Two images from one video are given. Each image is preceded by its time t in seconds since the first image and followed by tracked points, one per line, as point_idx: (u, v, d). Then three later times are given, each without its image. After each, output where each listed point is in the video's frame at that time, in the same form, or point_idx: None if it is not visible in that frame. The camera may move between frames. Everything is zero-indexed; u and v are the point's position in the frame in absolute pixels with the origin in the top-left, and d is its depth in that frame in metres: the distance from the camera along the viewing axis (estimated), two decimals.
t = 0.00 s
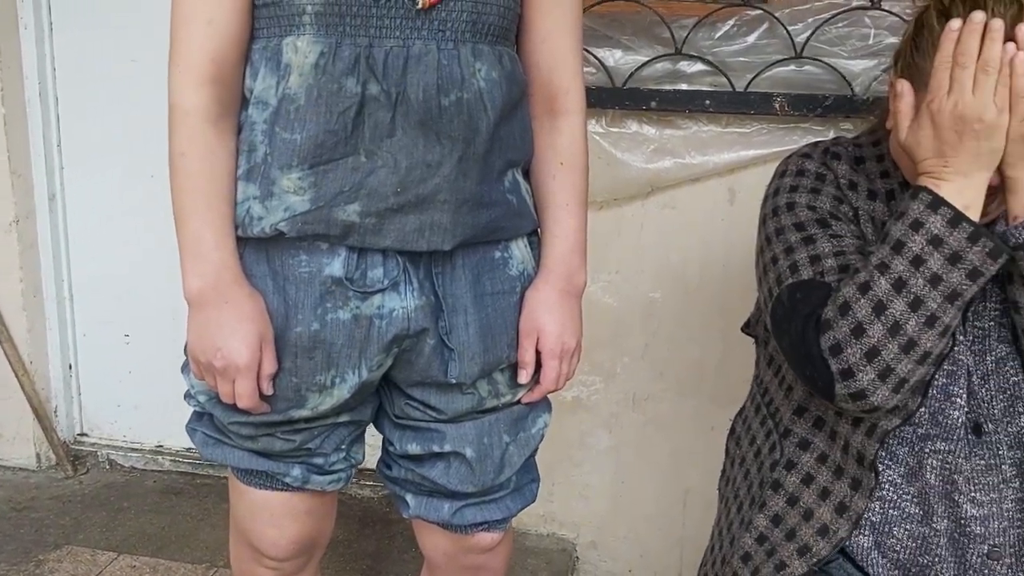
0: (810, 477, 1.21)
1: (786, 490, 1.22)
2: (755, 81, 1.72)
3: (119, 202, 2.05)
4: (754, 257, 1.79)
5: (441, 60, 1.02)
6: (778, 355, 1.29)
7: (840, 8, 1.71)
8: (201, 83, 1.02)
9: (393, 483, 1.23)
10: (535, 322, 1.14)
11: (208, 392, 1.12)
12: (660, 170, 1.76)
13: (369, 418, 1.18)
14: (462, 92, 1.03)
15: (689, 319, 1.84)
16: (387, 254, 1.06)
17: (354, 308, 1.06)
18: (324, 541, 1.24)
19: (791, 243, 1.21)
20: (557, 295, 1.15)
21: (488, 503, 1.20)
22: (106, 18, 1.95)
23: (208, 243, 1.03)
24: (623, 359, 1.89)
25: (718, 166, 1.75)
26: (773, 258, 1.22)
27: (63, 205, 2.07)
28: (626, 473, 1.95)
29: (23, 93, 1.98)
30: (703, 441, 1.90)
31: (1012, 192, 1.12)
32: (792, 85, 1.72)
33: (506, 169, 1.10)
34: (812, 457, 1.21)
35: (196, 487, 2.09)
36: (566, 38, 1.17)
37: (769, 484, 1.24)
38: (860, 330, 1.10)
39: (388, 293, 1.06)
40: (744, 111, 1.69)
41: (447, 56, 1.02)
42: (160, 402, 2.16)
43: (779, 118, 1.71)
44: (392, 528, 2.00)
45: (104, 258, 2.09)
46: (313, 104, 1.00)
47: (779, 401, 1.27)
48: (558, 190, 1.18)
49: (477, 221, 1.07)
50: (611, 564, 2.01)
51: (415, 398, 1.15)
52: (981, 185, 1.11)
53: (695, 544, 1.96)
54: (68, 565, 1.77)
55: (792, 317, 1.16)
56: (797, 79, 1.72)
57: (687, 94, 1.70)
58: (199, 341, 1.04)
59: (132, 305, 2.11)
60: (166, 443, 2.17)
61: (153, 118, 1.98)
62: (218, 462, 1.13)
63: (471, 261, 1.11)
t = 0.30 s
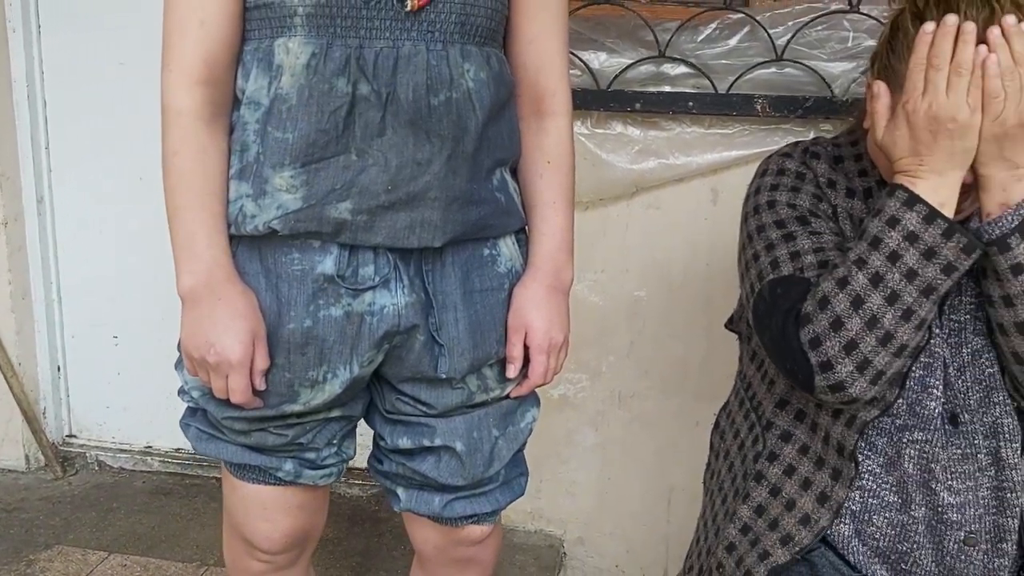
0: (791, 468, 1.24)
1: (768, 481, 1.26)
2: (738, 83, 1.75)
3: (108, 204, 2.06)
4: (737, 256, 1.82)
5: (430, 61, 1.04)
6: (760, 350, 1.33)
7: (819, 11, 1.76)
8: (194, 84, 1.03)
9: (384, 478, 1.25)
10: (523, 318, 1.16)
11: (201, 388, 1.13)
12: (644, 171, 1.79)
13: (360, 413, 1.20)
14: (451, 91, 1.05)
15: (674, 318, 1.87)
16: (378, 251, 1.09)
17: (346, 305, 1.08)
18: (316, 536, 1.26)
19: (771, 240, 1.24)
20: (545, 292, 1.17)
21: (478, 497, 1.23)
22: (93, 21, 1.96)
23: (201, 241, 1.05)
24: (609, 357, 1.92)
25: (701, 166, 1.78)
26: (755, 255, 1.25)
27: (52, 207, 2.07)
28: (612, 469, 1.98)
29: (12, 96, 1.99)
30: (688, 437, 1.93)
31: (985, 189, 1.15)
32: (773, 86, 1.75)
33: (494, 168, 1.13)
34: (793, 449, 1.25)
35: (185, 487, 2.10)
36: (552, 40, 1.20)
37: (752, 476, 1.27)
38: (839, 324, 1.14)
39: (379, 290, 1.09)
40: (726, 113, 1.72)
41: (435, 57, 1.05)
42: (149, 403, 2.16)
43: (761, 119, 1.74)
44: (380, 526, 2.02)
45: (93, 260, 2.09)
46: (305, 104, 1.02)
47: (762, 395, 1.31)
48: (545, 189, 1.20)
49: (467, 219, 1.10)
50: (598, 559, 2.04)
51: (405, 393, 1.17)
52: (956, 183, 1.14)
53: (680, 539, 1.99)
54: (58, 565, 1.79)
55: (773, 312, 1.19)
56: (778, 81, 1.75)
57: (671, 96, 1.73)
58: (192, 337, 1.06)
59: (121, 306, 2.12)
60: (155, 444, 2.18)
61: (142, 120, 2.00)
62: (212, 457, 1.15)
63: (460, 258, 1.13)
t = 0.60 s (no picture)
0: (785, 448, 1.29)
1: (763, 462, 1.30)
2: (730, 79, 1.80)
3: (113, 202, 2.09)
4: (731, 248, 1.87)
5: (437, 56, 1.09)
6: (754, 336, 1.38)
7: (809, 9, 1.80)
8: (209, 80, 1.07)
9: (393, 462, 1.30)
10: (527, 306, 1.20)
11: (216, 373, 1.17)
12: (640, 165, 1.84)
13: (369, 399, 1.24)
14: (457, 86, 1.09)
15: (670, 309, 1.92)
16: (387, 241, 1.13)
17: (357, 292, 1.12)
18: (326, 519, 1.30)
19: (764, 228, 1.29)
20: (547, 280, 1.22)
21: (483, 479, 1.27)
22: (98, 23, 2.00)
23: (217, 231, 1.09)
24: (607, 348, 1.96)
25: (695, 161, 1.83)
26: (749, 243, 1.30)
27: (58, 206, 2.11)
28: (611, 458, 2.02)
29: (18, 97, 2.02)
30: (684, 426, 1.98)
31: (969, 177, 1.20)
32: (765, 82, 1.80)
33: (498, 161, 1.17)
34: (787, 430, 1.30)
35: (191, 481, 2.14)
36: (553, 37, 1.24)
37: (748, 457, 1.32)
38: (829, 307, 1.18)
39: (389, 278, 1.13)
40: (719, 108, 1.77)
41: (442, 52, 1.09)
42: (155, 399, 2.20)
43: (753, 114, 1.79)
44: (383, 517, 2.06)
45: (98, 258, 2.13)
46: (317, 98, 1.06)
47: (757, 379, 1.36)
48: (548, 181, 1.25)
49: (473, 209, 1.14)
50: (597, 547, 2.08)
51: (414, 379, 1.21)
52: (941, 172, 1.19)
53: (677, 526, 2.04)
54: (68, 557, 1.82)
55: (766, 297, 1.24)
56: (769, 77, 1.80)
57: (665, 92, 1.77)
58: (209, 324, 1.10)
59: (126, 304, 2.15)
60: (161, 438, 2.22)
61: (146, 120, 2.03)
62: (227, 441, 1.19)
63: (466, 248, 1.18)
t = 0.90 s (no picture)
0: (770, 436, 1.34)
1: (749, 449, 1.35)
2: (715, 79, 1.84)
3: (109, 203, 2.11)
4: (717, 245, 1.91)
5: (433, 59, 1.12)
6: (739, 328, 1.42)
7: (792, 11, 1.86)
8: (211, 82, 1.11)
9: (390, 453, 1.33)
10: (520, 301, 1.24)
11: (218, 367, 1.20)
12: (628, 164, 1.88)
13: (367, 392, 1.28)
14: (452, 87, 1.13)
15: (659, 304, 1.96)
16: (385, 237, 1.16)
17: (355, 287, 1.16)
18: (325, 509, 1.33)
19: (748, 223, 1.33)
20: (540, 275, 1.25)
21: (478, 470, 1.30)
22: (94, 27, 2.02)
23: (220, 228, 1.12)
24: (597, 344, 2.00)
25: (681, 159, 1.87)
26: (734, 237, 1.35)
27: (54, 208, 2.13)
28: (601, 451, 2.06)
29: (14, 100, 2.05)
30: (673, 419, 2.02)
31: (946, 173, 1.24)
32: (749, 82, 1.83)
33: (492, 160, 1.20)
34: (772, 417, 1.34)
35: (187, 478, 2.16)
36: (546, 40, 1.28)
37: (734, 445, 1.37)
38: (810, 297, 1.23)
39: (387, 273, 1.16)
40: (705, 108, 1.81)
41: (437, 55, 1.12)
42: (151, 398, 2.22)
43: (737, 114, 1.83)
44: (378, 511, 2.09)
45: (95, 259, 2.15)
46: (316, 99, 1.09)
47: (742, 369, 1.41)
48: (540, 179, 1.28)
49: (468, 207, 1.17)
50: (589, 539, 2.12)
51: (411, 371, 1.25)
52: (918, 168, 1.23)
53: (667, 517, 2.08)
54: (68, 553, 1.85)
55: (749, 289, 1.28)
56: (753, 77, 1.84)
57: (651, 92, 1.81)
58: (211, 318, 1.13)
59: (122, 304, 2.17)
60: (157, 437, 2.24)
61: (142, 122, 2.06)
62: (228, 434, 1.23)
63: (461, 244, 1.21)
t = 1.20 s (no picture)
0: (756, 427, 1.38)
1: (735, 440, 1.39)
2: (700, 78, 1.88)
3: (99, 205, 2.13)
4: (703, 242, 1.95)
5: (429, 61, 1.15)
6: (725, 323, 1.46)
7: (774, 11, 1.90)
8: (212, 84, 1.13)
9: (387, 447, 1.36)
10: (515, 297, 1.27)
11: (219, 363, 1.22)
12: (615, 162, 1.91)
13: (365, 387, 1.30)
14: (448, 89, 1.16)
15: (647, 300, 1.99)
16: (382, 235, 1.19)
17: (354, 284, 1.18)
18: (324, 503, 1.35)
19: (734, 219, 1.37)
20: (534, 271, 1.28)
21: (474, 462, 1.33)
22: (84, 31, 2.03)
23: (220, 227, 1.14)
24: (586, 340, 2.04)
25: (667, 158, 1.90)
26: (720, 233, 1.39)
27: (45, 210, 2.14)
28: (591, 446, 2.09)
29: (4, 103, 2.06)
30: (661, 414, 2.06)
31: (926, 169, 1.28)
32: (733, 81, 1.87)
33: (487, 159, 1.23)
34: (757, 409, 1.38)
35: (180, 477, 2.18)
36: (539, 42, 1.31)
37: (721, 436, 1.40)
38: (794, 291, 1.26)
39: (384, 270, 1.19)
40: (690, 107, 1.85)
41: (434, 57, 1.15)
42: (142, 398, 2.23)
43: (722, 112, 1.87)
44: (371, 508, 2.12)
45: (86, 261, 2.16)
46: (316, 101, 1.12)
47: (728, 362, 1.45)
48: (534, 178, 1.31)
49: (464, 205, 1.20)
50: (579, 532, 2.15)
51: (408, 366, 1.28)
52: (898, 164, 1.27)
53: (656, 510, 2.11)
54: (62, 553, 1.85)
55: (735, 284, 1.32)
56: (737, 76, 1.88)
57: (638, 92, 1.85)
58: (213, 315, 1.15)
59: (114, 305, 2.18)
60: (149, 437, 2.25)
61: (131, 124, 2.07)
62: (229, 429, 1.25)
63: (457, 242, 1.24)
